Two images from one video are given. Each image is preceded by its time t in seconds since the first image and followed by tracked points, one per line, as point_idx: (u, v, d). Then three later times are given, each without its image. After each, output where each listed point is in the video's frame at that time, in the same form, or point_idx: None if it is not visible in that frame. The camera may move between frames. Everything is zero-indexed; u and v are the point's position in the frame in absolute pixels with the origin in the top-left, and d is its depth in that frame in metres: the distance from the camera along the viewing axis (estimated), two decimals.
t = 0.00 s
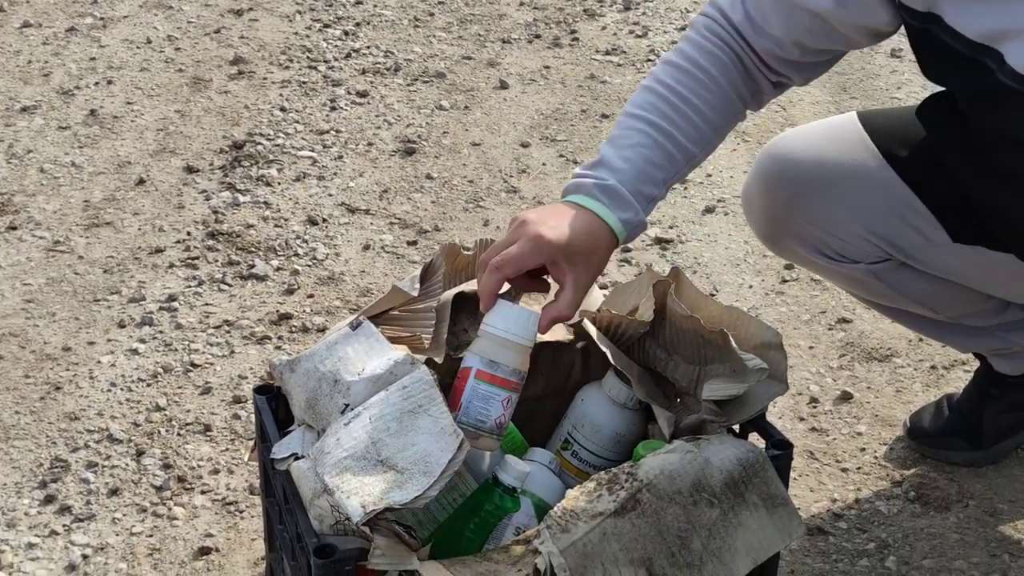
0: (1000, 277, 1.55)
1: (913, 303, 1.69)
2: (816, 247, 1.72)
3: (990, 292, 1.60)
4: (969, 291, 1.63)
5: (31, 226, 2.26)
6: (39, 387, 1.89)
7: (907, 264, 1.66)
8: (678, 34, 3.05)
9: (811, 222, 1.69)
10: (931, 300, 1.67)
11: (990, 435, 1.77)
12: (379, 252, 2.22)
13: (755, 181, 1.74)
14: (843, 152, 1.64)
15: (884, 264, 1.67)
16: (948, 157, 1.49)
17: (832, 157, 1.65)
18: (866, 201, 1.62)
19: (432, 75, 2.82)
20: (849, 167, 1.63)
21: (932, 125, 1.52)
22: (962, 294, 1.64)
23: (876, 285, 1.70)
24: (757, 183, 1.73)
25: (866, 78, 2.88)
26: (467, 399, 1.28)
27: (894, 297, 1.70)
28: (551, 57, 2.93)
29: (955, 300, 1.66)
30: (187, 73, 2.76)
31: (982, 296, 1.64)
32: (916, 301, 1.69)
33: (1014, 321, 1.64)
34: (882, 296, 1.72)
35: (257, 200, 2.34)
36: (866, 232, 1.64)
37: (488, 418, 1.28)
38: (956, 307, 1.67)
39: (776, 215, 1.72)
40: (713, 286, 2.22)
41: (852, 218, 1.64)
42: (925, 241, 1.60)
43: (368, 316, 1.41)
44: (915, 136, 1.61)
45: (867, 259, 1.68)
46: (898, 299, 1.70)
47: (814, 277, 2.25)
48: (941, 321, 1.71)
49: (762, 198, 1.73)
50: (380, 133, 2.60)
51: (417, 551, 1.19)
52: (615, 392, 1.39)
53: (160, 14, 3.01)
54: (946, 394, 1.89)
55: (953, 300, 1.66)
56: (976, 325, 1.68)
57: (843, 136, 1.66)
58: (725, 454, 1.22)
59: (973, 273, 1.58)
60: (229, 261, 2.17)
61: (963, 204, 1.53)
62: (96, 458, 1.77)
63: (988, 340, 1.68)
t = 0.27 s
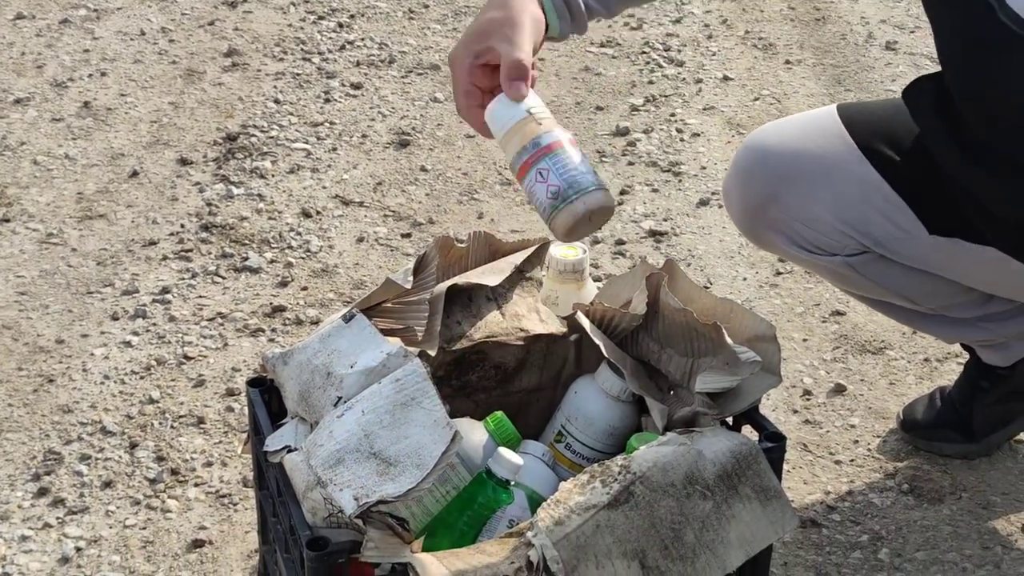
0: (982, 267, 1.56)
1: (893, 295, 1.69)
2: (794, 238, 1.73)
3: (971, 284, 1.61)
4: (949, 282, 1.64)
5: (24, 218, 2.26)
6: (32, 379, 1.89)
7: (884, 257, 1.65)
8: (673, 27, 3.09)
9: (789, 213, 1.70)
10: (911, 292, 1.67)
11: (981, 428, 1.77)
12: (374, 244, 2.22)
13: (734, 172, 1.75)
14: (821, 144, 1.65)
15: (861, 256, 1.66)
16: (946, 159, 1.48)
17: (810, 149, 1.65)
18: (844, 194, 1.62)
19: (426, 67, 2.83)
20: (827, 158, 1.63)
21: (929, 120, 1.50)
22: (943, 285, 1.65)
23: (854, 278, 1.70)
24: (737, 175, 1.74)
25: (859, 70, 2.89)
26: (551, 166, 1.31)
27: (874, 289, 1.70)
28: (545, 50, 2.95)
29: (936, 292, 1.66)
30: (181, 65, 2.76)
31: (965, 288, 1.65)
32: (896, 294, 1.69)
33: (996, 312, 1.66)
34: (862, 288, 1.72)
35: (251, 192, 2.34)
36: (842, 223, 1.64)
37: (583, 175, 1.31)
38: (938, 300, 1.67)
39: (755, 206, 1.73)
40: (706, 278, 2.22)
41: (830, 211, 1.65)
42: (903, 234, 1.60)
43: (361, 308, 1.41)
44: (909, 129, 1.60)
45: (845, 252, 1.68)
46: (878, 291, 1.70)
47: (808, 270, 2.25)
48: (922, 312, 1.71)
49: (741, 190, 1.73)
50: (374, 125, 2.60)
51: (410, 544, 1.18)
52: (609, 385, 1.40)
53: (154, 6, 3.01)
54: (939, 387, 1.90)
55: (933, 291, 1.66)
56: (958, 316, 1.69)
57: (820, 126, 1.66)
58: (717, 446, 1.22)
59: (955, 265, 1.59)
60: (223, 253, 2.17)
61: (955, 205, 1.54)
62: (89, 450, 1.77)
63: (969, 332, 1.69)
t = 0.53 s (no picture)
0: (976, 259, 1.57)
1: (887, 286, 1.68)
2: (789, 229, 1.73)
3: (966, 276, 1.61)
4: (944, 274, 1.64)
5: (20, 213, 2.26)
6: (28, 374, 1.89)
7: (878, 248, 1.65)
8: (669, 22, 3.08)
9: (783, 204, 1.70)
10: (904, 284, 1.67)
11: (978, 423, 1.78)
12: (370, 240, 2.22)
13: (730, 161, 1.75)
14: (816, 133, 1.64)
15: (855, 247, 1.66)
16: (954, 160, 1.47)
17: (805, 138, 1.65)
18: (838, 184, 1.62)
19: (423, 62, 2.83)
20: (822, 148, 1.63)
21: (935, 118, 1.48)
22: (938, 277, 1.65)
23: (848, 269, 1.70)
24: (732, 164, 1.74)
25: (856, 66, 2.89)
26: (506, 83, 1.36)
27: (869, 281, 1.70)
28: (541, 45, 2.94)
29: (931, 285, 1.66)
30: (177, 60, 2.75)
31: (959, 281, 1.64)
32: (890, 286, 1.68)
33: (992, 306, 1.65)
34: (857, 279, 1.72)
35: (247, 187, 2.33)
36: (836, 213, 1.64)
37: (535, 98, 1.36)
38: (932, 292, 1.67)
39: (751, 196, 1.73)
40: (703, 274, 2.22)
41: (824, 200, 1.65)
42: (897, 225, 1.60)
43: (358, 303, 1.42)
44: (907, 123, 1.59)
45: (839, 242, 1.68)
46: (872, 283, 1.70)
47: (804, 265, 2.25)
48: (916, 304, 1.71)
49: (736, 179, 1.73)
50: (370, 121, 2.60)
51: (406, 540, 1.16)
52: (606, 380, 1.40)
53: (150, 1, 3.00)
54: (936, 382, 1.90)
55: (928, 283, 1.66)
56: (953, 310, 1.69)
57: (815, 116, 1.66)
58: (714, 442, 1.22)
59: (949, 256, 1.59)
60: (219, 249, 2.17)
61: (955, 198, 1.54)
62: (85, 446, 1.77)
63: (967, 325, 1.68)
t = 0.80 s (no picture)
0: (974, 257, 1.57)
1: (886, 282, 1.68)
2: (789, 222, 1.73)
3: (964, 274, 1.61)
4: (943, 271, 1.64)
5: (16, 210, 2.25)
6: (25, 372, 1.89)
7: (878, 244, 1.65)
8: (666, 21, 3.07)
9: (784, 197, 1.70)
10: (903, 280, 1.67)
11: (975, 421, 1.78)
12: (367, 238, 2.22)
13: (733, 154, 1.75)
14: (818, 128, 1.64)
15: (854, 242, 1.67)
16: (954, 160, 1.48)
17: (807, 132, 1.65)
18: (839, 179, 1.63)
19: (419, 61, 2.83)
20: (823, 142, 1.63)
21: (936, 117, 1.48)
22: (937, 274, 1.65)
23: (848, 264, 1.70)
24: (735, 156, 1.75)
25: (853, 64, 2.89)
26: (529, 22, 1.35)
27: (867, 277, 1.70)
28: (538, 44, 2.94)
29: (930, 282, 1.66)
30: (174, 58, 2.75)
31: (958, 278, 1.64)
32: (890, 282, 1.68)
33: (991, 304, 1.65)
34: (856, 274, 1.72)
35: (244, 185, 2.33)
36: (836, 208, 1.65)
37: (558, 37, 1.35)
38: (931, 289, 1.67)
39: (752, 189, 1.73)
40: (700, 272, 2.22)
41: (824, 195, 1.65)
42: (897, 221, 1.60)
43: (355, 302, 1.42)
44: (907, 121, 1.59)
45: (838, 237, 1.68)
46: (871, 278, 1.70)
47: (801, 264, 2.25)
48: (915, 301, 1.71)
49: (738, 172, 1.74)
50: (367, 119, 2.59)
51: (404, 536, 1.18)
52: (603, 378, 1.40)
53: None
54: (932, 380, 1.90)
55: (926, 280, 1.66)
56: (951, 307, 1.68)
57: (818, 111, 1.66)
58: (712, 439, 1.23)
59: (947, 254, 1.59)
60: (216, 247, 2.17)
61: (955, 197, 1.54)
62: (82, 443, 1.77)
63: (965, 323, 1.68)
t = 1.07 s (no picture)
0: (972, 256, 1.57)
1: (884, 282, 1.68)
2: (787, 219, 1.72)
3: (962, 274, 1.62)
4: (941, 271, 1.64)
5: (13, 210, 2.25)
6: (21, 372, 1.89)
7: (877, 243, 1.65)
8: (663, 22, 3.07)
9: (783, 194, 1.70)
10: (902, 280, 1.67)
11: (971, 423, 1.78)
12: (364, 238, 2.22)
13: (731, 149, 1.74)
14: (819, 125, 1.64)
15: (853, 241, 1.66)
16: (954, 160, 1.47)
17: (807, 130, 1.65)
18: (839, 177, 1.62)
19: (416, 61, 2.83)
20: (823, 140, 1.63)
21: (935, 118, 1.48)
22: (935, 274, 1.65)
23: (846, 262, 1.69)
24: (733, 152, 1.74)
25: (849, 65, 2.89)
26: None
27: (864, 275, 1.70)
28: (535, 44, 2.94)
29: (927, 282, 1.66)
30: (171, 58, 2.75)
31: (957, 278, 1.65)
32: (888, 282, 1.68)
33: (989, 305, 1.66)
34: (852, 272, 1.72)
35: (241, 185, 2.33)
36: (835, 206, 1.64)
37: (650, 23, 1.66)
38: (929, 289, 1.67)
39: (750, 185, 1.73)
40: (696, 273, 2.22)
41: (823, 192, 1.65)
42: (896, 220, 1.60)
43: (352, 302, 1.41)
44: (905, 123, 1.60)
45: (837, 235, 1.67)
46: (868, 277, 1.69)
47: (797, 265, 2.26)
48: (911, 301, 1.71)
49: (736, 167, 1.73)
50: (364, 119, 2.59)
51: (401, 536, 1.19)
52: (600, 378, 1.40)
53: None
54: (928, 381, 1.90)
55: (925, 280, 1.66)
56: (949, 308, 1.69)
57: (819, 109, 1.66)
58: (709, 440, 1.23)
59: (946, 253, 1.59)
60: (213, 247, 2.17)
61: (954, 198, 1.54)
62: (79, 443, 1.77)
63: (963, 323, 1.68)
